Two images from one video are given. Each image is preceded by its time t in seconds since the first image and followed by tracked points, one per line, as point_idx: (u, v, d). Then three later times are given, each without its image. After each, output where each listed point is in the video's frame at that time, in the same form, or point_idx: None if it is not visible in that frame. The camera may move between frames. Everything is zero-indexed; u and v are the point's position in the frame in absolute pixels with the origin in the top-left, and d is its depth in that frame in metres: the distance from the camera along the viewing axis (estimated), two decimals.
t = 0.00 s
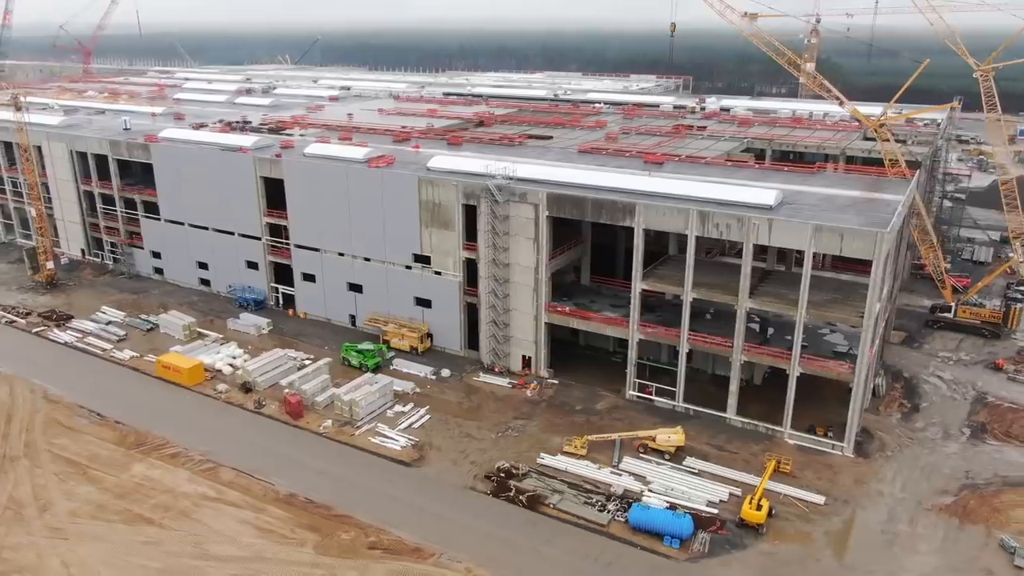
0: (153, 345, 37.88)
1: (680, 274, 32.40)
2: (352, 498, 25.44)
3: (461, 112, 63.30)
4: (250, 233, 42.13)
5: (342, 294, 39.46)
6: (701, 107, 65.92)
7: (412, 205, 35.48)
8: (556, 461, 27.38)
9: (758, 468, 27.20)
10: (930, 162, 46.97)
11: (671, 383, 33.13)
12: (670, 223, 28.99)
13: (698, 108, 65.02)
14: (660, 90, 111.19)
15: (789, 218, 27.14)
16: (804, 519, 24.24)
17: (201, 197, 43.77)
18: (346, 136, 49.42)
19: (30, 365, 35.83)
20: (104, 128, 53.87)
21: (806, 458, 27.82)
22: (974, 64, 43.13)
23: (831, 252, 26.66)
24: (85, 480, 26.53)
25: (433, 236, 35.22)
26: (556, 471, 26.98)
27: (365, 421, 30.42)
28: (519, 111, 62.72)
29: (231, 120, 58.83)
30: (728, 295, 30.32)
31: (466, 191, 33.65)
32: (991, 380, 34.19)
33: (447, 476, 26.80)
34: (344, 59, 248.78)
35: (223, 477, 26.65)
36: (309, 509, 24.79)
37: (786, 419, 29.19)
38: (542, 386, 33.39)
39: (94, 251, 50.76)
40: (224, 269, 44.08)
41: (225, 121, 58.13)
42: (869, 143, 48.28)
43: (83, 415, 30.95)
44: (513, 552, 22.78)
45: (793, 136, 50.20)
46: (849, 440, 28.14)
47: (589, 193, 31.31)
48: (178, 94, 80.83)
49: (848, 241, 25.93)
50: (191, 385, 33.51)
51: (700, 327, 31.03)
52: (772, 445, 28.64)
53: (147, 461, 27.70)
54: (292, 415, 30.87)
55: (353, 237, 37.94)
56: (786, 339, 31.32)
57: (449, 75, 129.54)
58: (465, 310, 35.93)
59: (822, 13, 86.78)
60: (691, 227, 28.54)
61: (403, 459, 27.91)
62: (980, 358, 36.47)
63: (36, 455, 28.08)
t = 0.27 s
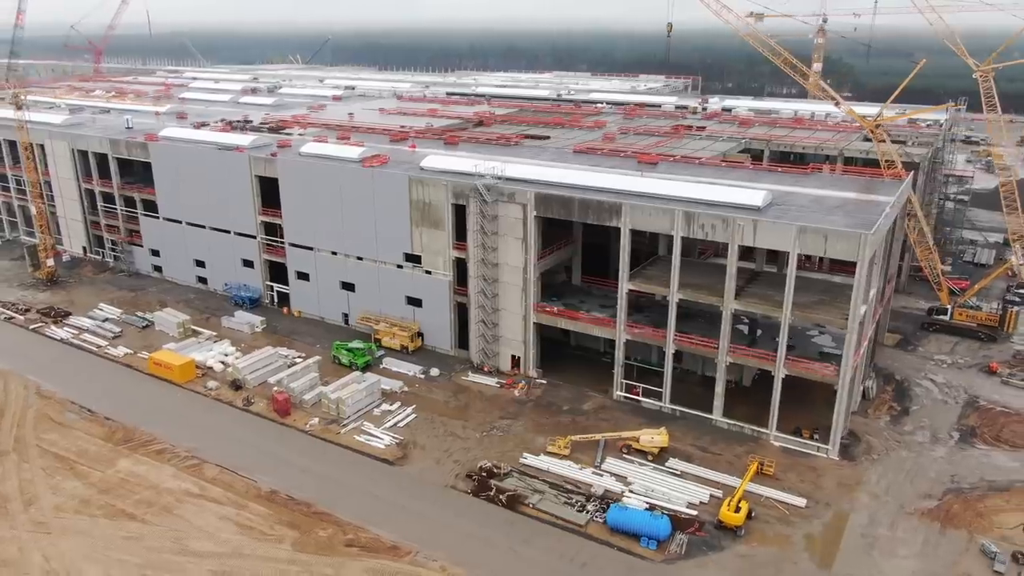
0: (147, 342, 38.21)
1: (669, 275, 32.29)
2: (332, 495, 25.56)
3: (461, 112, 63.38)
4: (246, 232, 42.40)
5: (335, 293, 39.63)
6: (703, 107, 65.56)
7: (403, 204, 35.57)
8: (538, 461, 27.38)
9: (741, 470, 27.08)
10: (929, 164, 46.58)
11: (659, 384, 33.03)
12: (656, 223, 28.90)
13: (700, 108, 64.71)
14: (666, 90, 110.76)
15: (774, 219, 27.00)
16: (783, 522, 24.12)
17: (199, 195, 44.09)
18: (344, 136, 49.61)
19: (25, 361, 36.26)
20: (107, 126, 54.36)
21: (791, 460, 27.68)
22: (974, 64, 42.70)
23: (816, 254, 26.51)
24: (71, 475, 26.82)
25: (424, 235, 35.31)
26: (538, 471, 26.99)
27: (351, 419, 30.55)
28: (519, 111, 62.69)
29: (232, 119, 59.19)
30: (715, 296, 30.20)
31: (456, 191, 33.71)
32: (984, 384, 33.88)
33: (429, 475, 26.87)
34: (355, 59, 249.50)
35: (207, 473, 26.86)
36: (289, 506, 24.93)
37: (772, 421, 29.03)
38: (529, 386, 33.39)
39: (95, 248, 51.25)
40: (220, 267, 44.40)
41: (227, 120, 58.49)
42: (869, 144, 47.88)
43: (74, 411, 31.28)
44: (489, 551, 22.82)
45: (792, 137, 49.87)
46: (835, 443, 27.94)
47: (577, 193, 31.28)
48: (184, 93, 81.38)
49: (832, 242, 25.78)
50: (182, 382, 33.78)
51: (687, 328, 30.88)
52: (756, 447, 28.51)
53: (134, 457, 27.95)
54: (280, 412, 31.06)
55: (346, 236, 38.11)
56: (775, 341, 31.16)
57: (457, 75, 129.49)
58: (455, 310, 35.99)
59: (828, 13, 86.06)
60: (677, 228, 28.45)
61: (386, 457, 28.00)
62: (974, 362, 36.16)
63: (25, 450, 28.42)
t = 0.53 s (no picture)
0: (139, 340, 38.52)
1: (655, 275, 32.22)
2: (311, 493, 25.67)
3: (460, 112, 63.41)
4: (239, 231, 42.64)
5: (326, 292, 39.78)
6: (703, 107, 65.30)
7: (392, 203, 35.67)
8: (518, 461, 27.40)
9: (722, 471, 27.00)
10: (926, 165, 46.22)
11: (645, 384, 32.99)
12: (639, 224, 28.83)
13: (700, 109, 64.46)
14: (671, 90, 110.40)
15: (756, 220, 26.89)
16: (760, 524, 24.03)
17: (193, 194, 44.38)
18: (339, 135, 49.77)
19: (18, 358, 36.61)
20: (106, 125, 54.79)
21: (772, 462, 27.55)
22: (970, 65, 42.36)
23: (798, 255, 26.40)
24: (56, 471, 27.08)
25: (412, 235, 35.40)
26: (518, 471, 27.01)
27: (335, 417, 30.67)
28: (518, 111, 62.65)
29: (232, 118, 59.50)
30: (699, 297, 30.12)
31: (443, 190, 33.77)
32: (974, 386, 33.62)
33: (409, 473, 26.94)
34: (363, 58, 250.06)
35: (189, 470, 27.06)
36: (268, 504, 25.07)
37: (755, 423, 28.92)
38: (515, 386, 33.42)
39: (94, 246, 51.69)
40: (215, 266, 44.69)
41: (226, 119, 58.79)
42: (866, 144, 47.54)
43: (62, 407, 31.58)
44: (463, 550, 22.86)
45: (788, 137, 49.60)
46: (817, 445, 27.81)
47: (562, 193, 31.27)
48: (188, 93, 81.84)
49: (813, 243, 25.66)
50: (170, 379, 34.04)
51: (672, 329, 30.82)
52: (739, 448, 28.41)
53: (118, 453, 28.17)
54: (266, 410, 31.24)
55: (337, 235, 38.26)
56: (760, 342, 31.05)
57: (462, 75, 129.46)
58: (443, 309, 36.05)
59: (833, 13, 85.40)
60: (660, 228, 28.39)
61: (368, 456, 28.10)
62: (965, 364, 35.86)
63: (12, 445, 28.72)
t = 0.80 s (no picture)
0: (129, 337, 38.76)
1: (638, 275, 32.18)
2: (289, 491, 25.77)
3: (456, 112, 63.41)
4: (230, 230, 42.84)
5: (315, 291, 39.92)
6: (700, 108, 65.09)
7: (378, 203, 35.76)
8: (497, 461, 27.43)
9: (700, 472, 26.95)
10: (919, 165, 45.94)
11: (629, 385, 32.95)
12: (620, 224, 28.80)
13: (697, 109, 64.25)
14: (673, 90, 109.99)
15: (736, 221, 26.82)
16: (735, 526, 23.97)
17: (186, 193, 44.60)
18: (332, 135, 49.89)
19: (8, 355, 36.91)
20: (103, 124, 55.13)
21: (752, 463, 27.46)
22: (963, 64, 42.06)
23: (777, 255, 26.31)
24: (38, 467, 27.28)
25: (398, 234, 35.48)
26: (496, 470, 27.04)
27: (318, 416, 30.78)
28: (514, 111, 62.60)
29: (228, 117, 59.73)
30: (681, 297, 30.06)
31: (428, 190, 33.83)
32: (961, 389, 33.42)
33: (387, 472, 27.01)
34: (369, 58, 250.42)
35: (169, 467, 27.21)
36: (245, 501, 25.18)
37: (736, 424, 28.84)
38: (499, 386, 33.44)
39: (89, 245, 52.01)
40: (207, 265, 44.92)
41: (223, 119, 59.01)
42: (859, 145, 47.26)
43: (48, 404, 31.81)
44: (435, 549, 22.90)
45: (782, 138, 49.39)
46: (798, 447, 27.71)
47: (545, 193, 31.28)
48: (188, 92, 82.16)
49: (792, 244, 25.57)
50: (157, 377, 34.24)
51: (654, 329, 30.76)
52: (719, 449, 28.35)
53: (100, 450, 28.36)
54: (249, 408, 31.38)
55: (325, 234, 38.40)
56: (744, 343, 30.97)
57: (464, 75, 129.34)
58: (430, 309, 36.12)
59: (835, 13, 84.86)
60: (641, 228, 28.36)
61: (348, 455, 28.19)
62: (953, 366, 35.66)
63: None
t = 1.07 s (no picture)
0: (120, 335, 39.02)
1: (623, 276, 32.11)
2: (267, 489, 25.88)
3: (454, 112, 63.43)
4: (223, 229, 43.06)
5: (306, 290, 40.07)
6: (698, 108, 64.82)
7: (366, 202, 35.86)
8: (476, 461, 27.45)
9: (680, 474, 26.88)
10: (913, 166, 45.68)
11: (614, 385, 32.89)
12: (603, 224, 28.76)
13: (696, 109, 63.99)
14: (677, 90, 109.50)
15: (717, 221, 26.72)
16: (711, 527, 23.89)
17: (180, 192, 44.85)
18: (327, 134, 50.04)
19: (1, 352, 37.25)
20: (102, 124, 55.51)
21: (732, 465, 27.36)
22: (958, 65, 41.75)
23: (758, 256, 26.19)
24: (22, 463, 27.52)
25: (386, 234, 35.57)
26: (475, 470, 27.06)
27: (302, 414, 30.90)
28: (511, 111, 62.56)
29: (227, 117, 59.98)
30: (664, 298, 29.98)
31: (415, 190, 33.89)
32: (949, 392, 33.18)
33: (367, 471, 27.08)
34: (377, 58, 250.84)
35: (151, 465, 27.40)
36: (223, 499, 25.31)
37: (718, 425, 28.73)
38: (485, 385, 33.46)
39: (87, 243, 52.39)
40: (201, 263, 45.17)
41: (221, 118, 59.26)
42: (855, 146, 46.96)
43: (37, 401, 32.09)
44: (409, 549, 22.95)
45: (777, 138, 49.14)
46: (779, 449, 27.57)
47: (530, 193, 31.28)
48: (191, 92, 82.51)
49: (772, 245, 25.45)
50: (145, 375, 34.46)
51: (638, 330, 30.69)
52: (700, 451, 28.26)
53: (84, 447, 28.57)
54: (234, 406, 31.53)
55: (315, 233, 38.55)
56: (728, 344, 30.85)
57: (469, 75, 129.25)
58: (417, 308, 36.19)
59: (838, 13, 84.23)
60: (623, 229, 28.30)
61: (329, 453, 28.28)
62: (943, 369, 35.40)
63: None
